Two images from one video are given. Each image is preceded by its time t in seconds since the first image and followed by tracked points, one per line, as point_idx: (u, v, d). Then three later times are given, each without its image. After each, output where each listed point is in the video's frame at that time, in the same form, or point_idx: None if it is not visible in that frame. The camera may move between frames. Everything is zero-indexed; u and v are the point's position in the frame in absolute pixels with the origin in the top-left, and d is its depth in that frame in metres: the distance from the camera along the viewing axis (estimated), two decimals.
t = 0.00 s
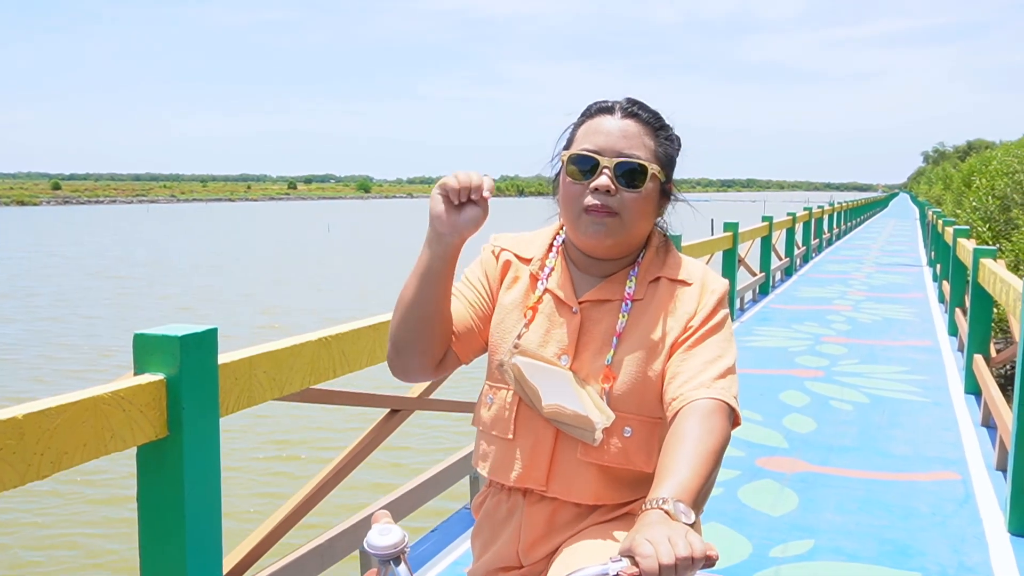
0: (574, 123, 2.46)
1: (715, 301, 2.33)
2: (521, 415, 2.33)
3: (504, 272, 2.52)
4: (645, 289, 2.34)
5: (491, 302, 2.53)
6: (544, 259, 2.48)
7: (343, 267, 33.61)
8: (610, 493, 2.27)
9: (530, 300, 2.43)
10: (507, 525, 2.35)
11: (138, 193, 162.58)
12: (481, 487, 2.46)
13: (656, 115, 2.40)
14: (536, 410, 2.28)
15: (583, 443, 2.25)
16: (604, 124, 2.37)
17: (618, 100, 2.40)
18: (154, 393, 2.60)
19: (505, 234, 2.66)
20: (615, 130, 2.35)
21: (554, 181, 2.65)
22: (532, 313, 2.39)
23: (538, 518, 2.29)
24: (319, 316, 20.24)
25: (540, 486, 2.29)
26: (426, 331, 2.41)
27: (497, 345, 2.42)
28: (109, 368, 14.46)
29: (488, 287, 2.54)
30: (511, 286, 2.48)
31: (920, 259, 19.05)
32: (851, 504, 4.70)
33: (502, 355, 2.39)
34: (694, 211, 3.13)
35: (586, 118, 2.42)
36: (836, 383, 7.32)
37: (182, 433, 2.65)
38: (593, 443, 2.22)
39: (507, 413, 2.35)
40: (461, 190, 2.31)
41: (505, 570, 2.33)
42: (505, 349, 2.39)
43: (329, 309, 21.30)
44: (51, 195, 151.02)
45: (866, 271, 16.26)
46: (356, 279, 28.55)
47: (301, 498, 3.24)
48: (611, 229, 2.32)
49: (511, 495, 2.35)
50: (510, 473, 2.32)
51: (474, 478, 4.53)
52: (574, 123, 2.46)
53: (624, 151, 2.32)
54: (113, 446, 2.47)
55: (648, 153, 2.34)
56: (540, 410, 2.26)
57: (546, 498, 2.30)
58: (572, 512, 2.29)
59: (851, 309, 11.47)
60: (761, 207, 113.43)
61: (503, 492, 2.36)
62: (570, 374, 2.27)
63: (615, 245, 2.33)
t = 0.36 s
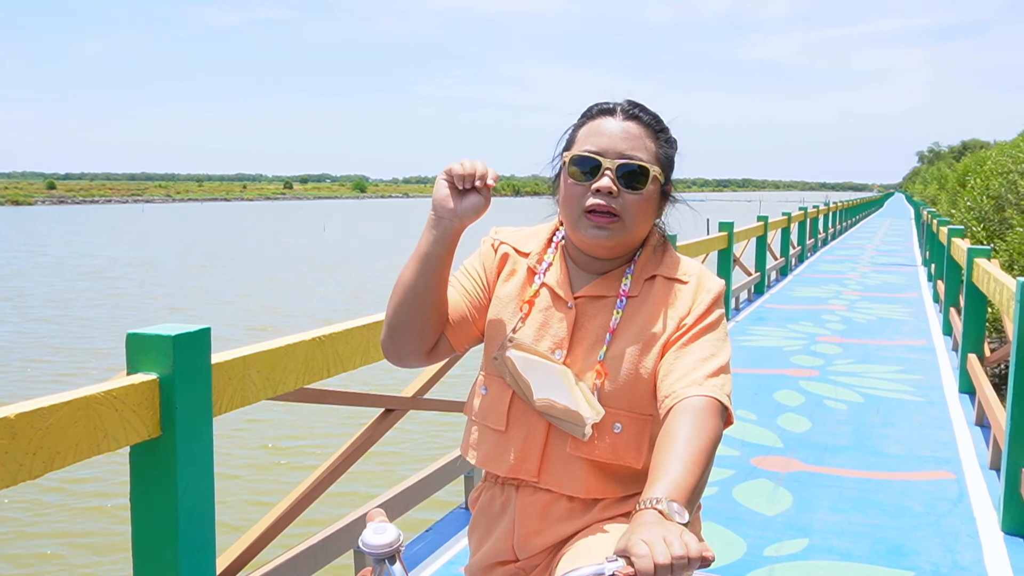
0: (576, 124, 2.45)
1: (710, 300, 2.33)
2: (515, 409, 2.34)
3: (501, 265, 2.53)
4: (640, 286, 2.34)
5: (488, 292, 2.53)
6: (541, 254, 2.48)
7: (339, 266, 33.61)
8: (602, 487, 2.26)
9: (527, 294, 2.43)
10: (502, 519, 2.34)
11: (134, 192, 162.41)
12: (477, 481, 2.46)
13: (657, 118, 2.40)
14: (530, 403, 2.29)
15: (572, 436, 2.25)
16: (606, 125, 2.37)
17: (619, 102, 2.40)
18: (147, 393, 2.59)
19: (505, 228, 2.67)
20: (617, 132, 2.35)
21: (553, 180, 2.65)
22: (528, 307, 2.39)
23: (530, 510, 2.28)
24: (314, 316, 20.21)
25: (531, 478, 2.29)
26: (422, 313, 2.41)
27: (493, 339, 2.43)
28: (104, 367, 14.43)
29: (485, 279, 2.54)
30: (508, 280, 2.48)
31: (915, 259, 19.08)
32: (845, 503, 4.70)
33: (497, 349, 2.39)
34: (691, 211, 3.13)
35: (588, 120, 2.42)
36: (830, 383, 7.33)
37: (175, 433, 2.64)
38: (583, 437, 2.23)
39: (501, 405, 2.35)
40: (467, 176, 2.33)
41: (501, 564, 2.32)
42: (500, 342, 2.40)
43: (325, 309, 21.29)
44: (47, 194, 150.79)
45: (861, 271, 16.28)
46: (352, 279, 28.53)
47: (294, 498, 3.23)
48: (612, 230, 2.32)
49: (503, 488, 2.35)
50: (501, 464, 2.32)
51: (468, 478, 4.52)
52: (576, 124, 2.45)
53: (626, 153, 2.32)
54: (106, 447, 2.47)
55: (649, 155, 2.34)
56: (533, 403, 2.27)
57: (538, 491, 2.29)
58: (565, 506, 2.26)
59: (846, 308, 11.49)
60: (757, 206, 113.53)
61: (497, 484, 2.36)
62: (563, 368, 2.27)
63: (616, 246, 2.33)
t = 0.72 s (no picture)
0: (573, 130, 2.46)
1: (715, 301, 2.34)
2: (524, 415, 2.34)
3: (506, 272, 2.53)
4: (645, 289, 2.35)
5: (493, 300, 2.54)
6: (545, 260, 2.49)
7: (337, 267, 33.61)
8: (616, 491, 2.27)
9: (533, 300, 2.43)
10: (513, 524, 2.35)
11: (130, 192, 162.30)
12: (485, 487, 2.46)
13: (654, 120, 2.41)
14: (540, 410, 2.28)
15: (585, 441, 2.26)
16: (604, 131, 2.37)
17: (615, 107, 2.40)
18: (148, 394, 2.60)
19: (507, 234, 2.67)
20: (616, 138, 2.35)
21: (553, 184, 2.65)
22: (534, 313, 2.40)
23: (543, 516, 2.29)
24: (312, 316, 20.21)
25: (544, 484, 2.30)
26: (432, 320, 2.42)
27: (502, 346, 2.43)
28: (102, 368, 14.42)
29: (490, 285, 2.54)
30: (513, 287, 2.49)
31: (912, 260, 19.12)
32: (843, 503, 4.72)
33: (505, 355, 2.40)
34: (690, 212, 3.14)
35: (585, 126, 2.42)
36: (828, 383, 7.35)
37: (176, 434, 2.65)
38: (596, 442, 2.22)
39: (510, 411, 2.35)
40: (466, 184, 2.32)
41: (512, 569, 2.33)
42: (508, 349, 2.40)
43: (322, 310, 21.30)
44: (43, 194, 150.65)
45: (859, 271, 16.31)
46: (349, 279, 28.53)
47: (294, 498, 3.24)
48: (614, 238, 2.33)
49: (514, 494, 2.35)
50: (514, 471, 2.33)
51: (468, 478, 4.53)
52: (573, 130, 2.45)
53: (626, 159, 2.32)
54: (106, 447, 2.47)
55: (648, 159, 2.35)
56: (543, 410, 2.27)
57: (551, 496, 2.30)
58: (579, 511, 2.28)
59: (843, 309, 11.51)
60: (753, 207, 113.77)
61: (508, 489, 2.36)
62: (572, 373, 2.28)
63: (620, 253, 2.34)
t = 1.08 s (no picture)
0: (557, 133, 2.46)
1: (715, 303, 2.35)
2: (528, 429, 2.33)
3: (498, 285, 2.51)
4: (642, 293, 2.35)
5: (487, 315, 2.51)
6: (537, 267, 2.47)
7: (336, 267, 33.60)
8: (622, 501, 2.29)
9: (528, 312, 2.43)
10: (516, 536, 2.35)
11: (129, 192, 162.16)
12: (486, 499, 2.47)
13: (638, 118, 2.41)
14: (543, 423, 2.29)
15: (592, 453, 2.27)
16: (588, 132, 2.38)
17: (598, 107, 2.42)
18: (149, 395, 2.60)
19: (496, 244, 2.65)
20: (600, 137, 2.36)
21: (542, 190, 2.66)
22: (530, 324, 2.39)
23: (548, 529, 2.30)
24: (312, 317, 20.19)
25: (552, 498, 2.30)
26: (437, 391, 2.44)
27: (499, 359, 2.42)
28: (102, 368, 14.44)
29: (482, 299, 2.52)
30: (506, 300, 2.48)
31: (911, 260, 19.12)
32: (843, 504, 4.73)
33: (505, 369, 2.39)
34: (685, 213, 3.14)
35: (569, 128, 2.43)
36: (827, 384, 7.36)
37: (177, 435, 2.65)
38: (603, 453, 2.24)
39: (513, 428, 2.34)
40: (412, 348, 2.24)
41: None
42: (507, 363, 2.39)
43: (322, 310, 21.28)
44: (42, 194, 150.59)
45: (858, 271, 16.32)
46: (348, 279, 28.52)
47: (295, 499, 3.24)
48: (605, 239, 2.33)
49: (518, 507, 2.35)
50: (520, 487, 2.33)
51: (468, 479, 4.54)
52: (557, 133, 2.46)
53: (611, 157, 2.33)
54: (106, 449, 2.47)
55: (634, 157, 2.35)
56: (547, 424, 2.28)
57: (558, 509, 2.30)
58: (585, 522, 2.29)
59: (842, 309, 11.52)
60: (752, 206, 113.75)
61: (512, 503, 2.36)
62: (574, 384, 2.28)
63: (610, 254, 2.34)
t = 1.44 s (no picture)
0: (546, 135, 2.44)
1: (709, 302, 2.35)
2: (528, 438, 2.33)
3: (491, 293, 2.50)
4: (639, 294, 2.35)
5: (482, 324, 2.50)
6: (531, 272, 2.47)
7: (336, 267, 33.60)
8: (626, 506, 2.28)
9: (524, 318, 2.42)
10: (515, 543, 2.35)
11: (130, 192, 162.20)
12: (484, 506, 2.46)
13: (628, 117, 2.41)
14: (543, 431, 2.29)
15: (594, 458, 2.26)
16: (579, 134, 2.37)
17: (587, 107, 2.40)
18: (148, 396, 2.60)
19: (487, 249, 2.64)
20: (592, 140, 2.35)
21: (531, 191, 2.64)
22: (526, 331, 2.39)
23: (549, 535, 2.30)
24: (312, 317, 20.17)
25: (555, 506, 2.29)
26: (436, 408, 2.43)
27: (497, 369, 2.42)
28: (102, 368, 14.46)
29: (475, 307, 2.50)
30: (500, 306, 2.47)
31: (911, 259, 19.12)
32: (843, 504, 4.73)
33: (502, 378, 2.38)
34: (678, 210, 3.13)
35: (558, 130, 2.41)
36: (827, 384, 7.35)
37: (176, 436, 2.64)
38: (607, 458, 2.24)
39: (513, 438, 2.34)
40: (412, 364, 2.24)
41: None
42: (504, 371, 2.38)
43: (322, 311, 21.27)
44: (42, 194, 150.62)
45: (859, 271, 16.32)
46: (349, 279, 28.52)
47: (295, 499, 3.24)
48: (602, 243, 2.33)
49: (518, 514, 2.34)
50: (523, 496, 2.32)
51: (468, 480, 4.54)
52: (546, 135, 2.44)
53: (604, 159, 2.32)
54: (106, 449, 2.47)
55: (627, 157, 2.34)
56: (548, 432, 2.28)
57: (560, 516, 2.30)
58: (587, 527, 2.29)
59: (843, 309, 11.51)
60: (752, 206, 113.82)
61: (512, 511, 2.35)
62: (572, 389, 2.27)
63: (608, 259, 2.34)
